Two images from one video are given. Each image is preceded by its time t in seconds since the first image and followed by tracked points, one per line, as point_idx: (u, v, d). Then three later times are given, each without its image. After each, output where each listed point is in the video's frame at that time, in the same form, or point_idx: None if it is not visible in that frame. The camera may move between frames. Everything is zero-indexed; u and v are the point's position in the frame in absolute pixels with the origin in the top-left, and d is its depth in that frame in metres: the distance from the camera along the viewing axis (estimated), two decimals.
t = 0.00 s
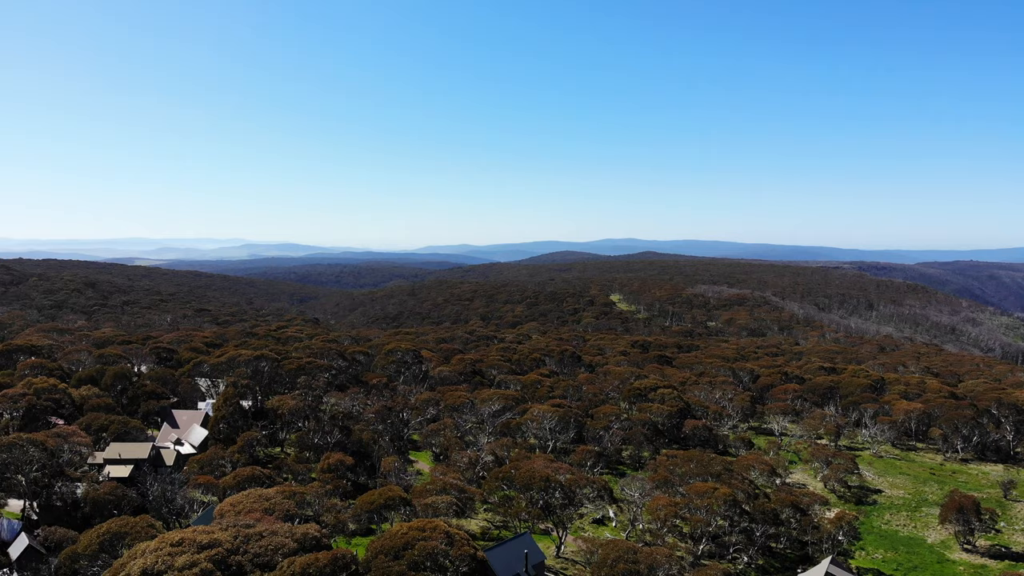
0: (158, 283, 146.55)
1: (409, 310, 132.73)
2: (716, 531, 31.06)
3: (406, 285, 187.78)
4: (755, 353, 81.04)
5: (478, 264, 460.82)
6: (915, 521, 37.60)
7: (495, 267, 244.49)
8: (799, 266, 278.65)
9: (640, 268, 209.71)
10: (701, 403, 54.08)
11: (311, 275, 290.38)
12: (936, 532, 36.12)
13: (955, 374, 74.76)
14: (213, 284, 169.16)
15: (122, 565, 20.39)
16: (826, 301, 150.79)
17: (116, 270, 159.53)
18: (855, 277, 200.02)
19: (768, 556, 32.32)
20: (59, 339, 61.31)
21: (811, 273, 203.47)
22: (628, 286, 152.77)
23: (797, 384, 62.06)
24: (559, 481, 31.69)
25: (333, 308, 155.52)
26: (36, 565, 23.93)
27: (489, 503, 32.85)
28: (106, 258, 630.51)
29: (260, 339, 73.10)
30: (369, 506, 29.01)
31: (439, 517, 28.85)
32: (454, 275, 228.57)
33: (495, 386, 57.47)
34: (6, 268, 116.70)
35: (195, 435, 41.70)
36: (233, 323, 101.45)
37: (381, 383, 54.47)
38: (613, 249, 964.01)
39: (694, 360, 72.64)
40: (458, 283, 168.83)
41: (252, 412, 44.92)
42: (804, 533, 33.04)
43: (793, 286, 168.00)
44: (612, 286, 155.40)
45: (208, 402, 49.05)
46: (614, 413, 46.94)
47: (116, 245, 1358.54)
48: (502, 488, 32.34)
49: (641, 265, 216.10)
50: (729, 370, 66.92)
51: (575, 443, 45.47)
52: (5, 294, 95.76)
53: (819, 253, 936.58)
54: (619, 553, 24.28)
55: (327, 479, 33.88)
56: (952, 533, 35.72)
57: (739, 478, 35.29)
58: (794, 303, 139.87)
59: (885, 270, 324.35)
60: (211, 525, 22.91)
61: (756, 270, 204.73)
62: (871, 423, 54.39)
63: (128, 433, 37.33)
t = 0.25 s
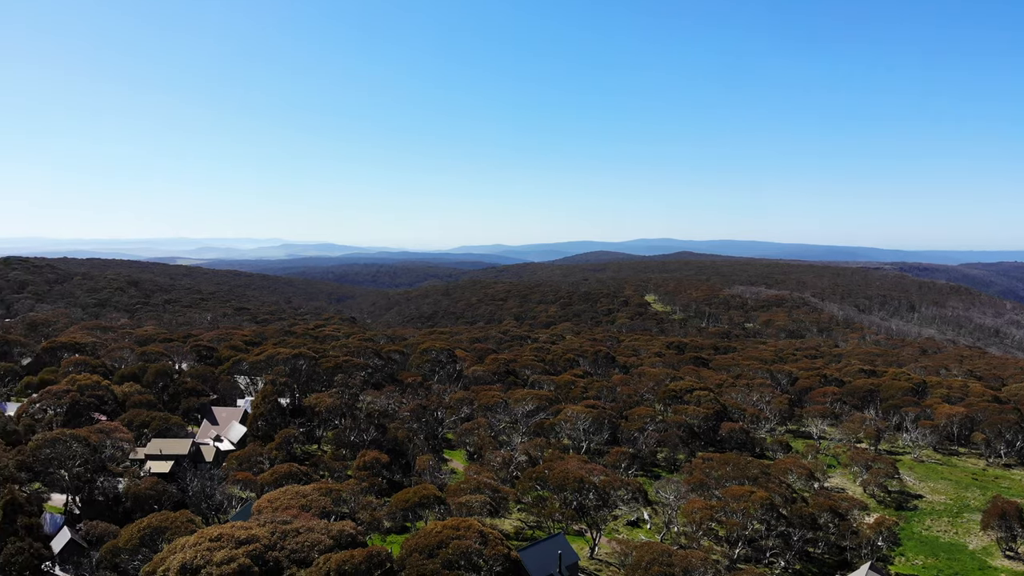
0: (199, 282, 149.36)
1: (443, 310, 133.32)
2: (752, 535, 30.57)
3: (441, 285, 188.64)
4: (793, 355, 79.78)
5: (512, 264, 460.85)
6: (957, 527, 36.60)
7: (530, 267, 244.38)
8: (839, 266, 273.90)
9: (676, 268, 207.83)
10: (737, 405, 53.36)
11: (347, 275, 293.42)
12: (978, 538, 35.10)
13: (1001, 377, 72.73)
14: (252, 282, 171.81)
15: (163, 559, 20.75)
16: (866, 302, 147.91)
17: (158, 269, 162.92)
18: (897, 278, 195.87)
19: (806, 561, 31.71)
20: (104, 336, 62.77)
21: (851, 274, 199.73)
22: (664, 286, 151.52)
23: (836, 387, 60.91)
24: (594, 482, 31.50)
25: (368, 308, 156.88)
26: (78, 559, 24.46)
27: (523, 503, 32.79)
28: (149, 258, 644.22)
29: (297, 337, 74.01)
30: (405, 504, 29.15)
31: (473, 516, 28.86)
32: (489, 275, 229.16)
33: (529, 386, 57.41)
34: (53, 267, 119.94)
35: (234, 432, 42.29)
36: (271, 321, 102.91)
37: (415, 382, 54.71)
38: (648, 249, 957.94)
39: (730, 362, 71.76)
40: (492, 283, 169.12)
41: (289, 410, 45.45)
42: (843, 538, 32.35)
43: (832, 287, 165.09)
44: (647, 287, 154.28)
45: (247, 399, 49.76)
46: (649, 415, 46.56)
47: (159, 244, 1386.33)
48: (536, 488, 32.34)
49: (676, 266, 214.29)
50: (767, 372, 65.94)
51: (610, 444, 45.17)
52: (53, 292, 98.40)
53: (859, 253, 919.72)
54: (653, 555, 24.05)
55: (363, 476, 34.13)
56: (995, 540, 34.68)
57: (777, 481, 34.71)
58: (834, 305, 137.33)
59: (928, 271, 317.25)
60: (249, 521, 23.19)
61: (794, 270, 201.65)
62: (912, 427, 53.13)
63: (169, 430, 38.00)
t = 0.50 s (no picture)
0: (225, 281, 151.06)
1: (466, 309, 133.58)
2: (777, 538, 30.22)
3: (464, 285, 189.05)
4: (819, 356, 78.87)
5: (536, 264, 460.39)
6: (986, 532, 35.89)
7: (553, 267, 244.04)
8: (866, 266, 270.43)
9: (700, 269, 206.34)
10: (762, 407, 52.81)
11: (371, 274, 295.07)
12: (1006, 543, 34.37)
13: None
14: (278, 282, 173.45)
15: (189, 556, 20.99)
16: (894, 303, 145.81)
17: (185, 268, 164.99)
18: (925, 278, 192.85)
19: (831, 564, 31.24)
20: (132, 335, 63.66)
21: (879, 274, 197.00)
22: (687, 286, 150.54)
23: (863, 389, 60.08)
24: (617, 484, 31.33)
25: (392, 307, 157.60)
26: (106, 554, 24.84)
27: (546, 503, 32.73)
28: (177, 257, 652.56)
29: (321, 336, 74.55)
30: (428, 503, 29.23)
31: (496, 516, 28.85)
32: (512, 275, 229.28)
33: (551, 386, 57.30)
34: (83, 267, 121.91)
35: (260, 430, 42.66)
36: (296, 320, 103.77)
37: (438, 382, 54.82)
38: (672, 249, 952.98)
39: (755, 363, 71.11)
40: (515, 283, 169.09)
41: (314, 408, 45.75)
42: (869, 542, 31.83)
43: (859, 288, 162.96)
44: (671, 287, 153.38)
45: (273, 398, 50.18)
46: (673, 416, 46.25)
47: (186, 244, 1404.39)
48: (558, 489, 32.29)
49: (700, 266, 212.86)
50: (792, 374, 65.21)
51: (632, 446, 44.91)
52: (82, 291, 100.06)
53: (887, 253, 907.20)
54: (677, 557, 23.86)
55: (387, 475, 34.28)
56: None
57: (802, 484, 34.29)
58: (861, 306, 135.54)
59: (958, 271, 312.20)
60: (274, 518, 23.36)
61: (820, 271, 199.37)
62: (940, 429, 52.23)
63: (196, 427, 38.40)
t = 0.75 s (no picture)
0: (264, 281, 153.37)
1: (500, 310, 133.76)
2: (814, 543, 29.69)
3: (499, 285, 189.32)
4: (858, 359, 77.38)
5: (572, 264, 459.18)
6: None
7: (587, 268, 243.13)
8: (908, 268, 264.61)
9: (737, 270, 203.76)
10: (800, 410, 51.95)
11: (406, 275, 297.07)
12: None
13: None
14: (314, 281, 175.53)
15: (228, 551, 21.33)
16: (937, 305, 142.43)
17: (225, 268, 167.90)
18: (971, 280, 187.98)
19: (869, 571, 30.50)
20: (174, 333, 64.98)
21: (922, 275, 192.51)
22: (724, 287, 148.81)
23: (905, 393, 58.76)
24: (652, 486, 31.06)
25: (427, 307, 158.44)
26: (146, 549, 25.39)
27: (580, 505, 32.62)
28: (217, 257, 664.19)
29: (357, 335, 75.24)
30: (462, 502, 29.32)
31: (530, 517, 28.83)
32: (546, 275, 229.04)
33: (585, 387, 57.06)
34: (127, 267, 124.75)
35: (297, 429, 43.20)
36: (332, 319, 104.91)
37: (473, 381, 54.94)
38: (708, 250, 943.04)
39: (793, 366, 69.98)
40: (549, 283, 168.77)
41: (350, 406, 46.17)
42: (909, 548, 31.02)
43: (901, 289, 159.47)
44: (707, 288, 151.75)
45: (310, 396, 50.77)
46: (709, 419, 45.73)
47: (227, 244, 1430.23)
48: (592, 490, 32.15)
49: (737, 266, 210.24)
50: (831, 376, 64.03)
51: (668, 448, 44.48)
52: (126, 290, 102.43)
53: (931, 254, 886.38)
54: (712, 561, 23.57)
55: (422, 474, 34.45)
56: None
57: (841, 488, 33.62)
58: (903, 307, 132.63)
59: (1005, 273, 304.08)
60: (310, 516, 23.58)
61: (861, 271, 195.55)
62: (985, 434, 50.82)
63: (235, 425, 38.99)
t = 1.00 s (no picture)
0: (301, 280, 155.36)
1: (534, 310, 133.66)
2: (853, 548, 29.08)
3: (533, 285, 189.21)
4: (900, 361, 75.70)
5: (607, 264, 457.22)
6: None
7: (622, 268, 241.72)
8: (953, 269, 258.24)
9: (774, 270, 200.85)
10: (840, 413, 50.97)
11: (441, 274, 298.48)
12: None
13: None
14: (351, 281, 177.30)
15: (265, 547, 21.60)
16: (983, 307, 138.73)
17: (264, 267, 170.49)
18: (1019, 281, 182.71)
19: None
20: (213, 332, 66.15)
21: (967, 277, 187.66)
22: (761, 288, 146.77)
23: (948, 396, 57.30)
24: (687, 489, 30.70)
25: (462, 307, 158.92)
26: (185, 544, 25.86)
27: (614, 506, 32.48)
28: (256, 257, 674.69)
29: (392, 335, 75.78)
30: (496, 502, 29.32)
31: (564, 518, 28.78)
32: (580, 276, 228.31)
33: (619, 388, 56.70)
34: (169, 266, 127.40)
35: (334, 426, 43.68)
36: (368, 319, 105.85)
37: (506, 381, 54.96)
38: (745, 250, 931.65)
39: (833, 368, 68.71)
40: (584, 284, 168.12)
41: (386, 405, 46.50)
42: (951, 554, 30.06)
43: (945, 291, 155.67)
44: (744, 289, 149.86)
45: (346, 394, 51.25)
46: (746, 421, 45.09)
47: (265, 245, 1452.25)
48: (627, 492, 31.91)
49: (775, 267, 207.19)
50: (871, 379, 62.73)
51: (703, 450, 43.98)
52: (168, 289, 104.62)
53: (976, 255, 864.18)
54: (748, 565, 23.22)
55: (457, 473, 34.55)
56: None
57: (881, 493, 32.87)
58: (946, 309, 129.44)
59: None
60: (346, 513, 23.79)
61: (903, 272, 191.37)
62: None
63: (273, 422, 39.52)
